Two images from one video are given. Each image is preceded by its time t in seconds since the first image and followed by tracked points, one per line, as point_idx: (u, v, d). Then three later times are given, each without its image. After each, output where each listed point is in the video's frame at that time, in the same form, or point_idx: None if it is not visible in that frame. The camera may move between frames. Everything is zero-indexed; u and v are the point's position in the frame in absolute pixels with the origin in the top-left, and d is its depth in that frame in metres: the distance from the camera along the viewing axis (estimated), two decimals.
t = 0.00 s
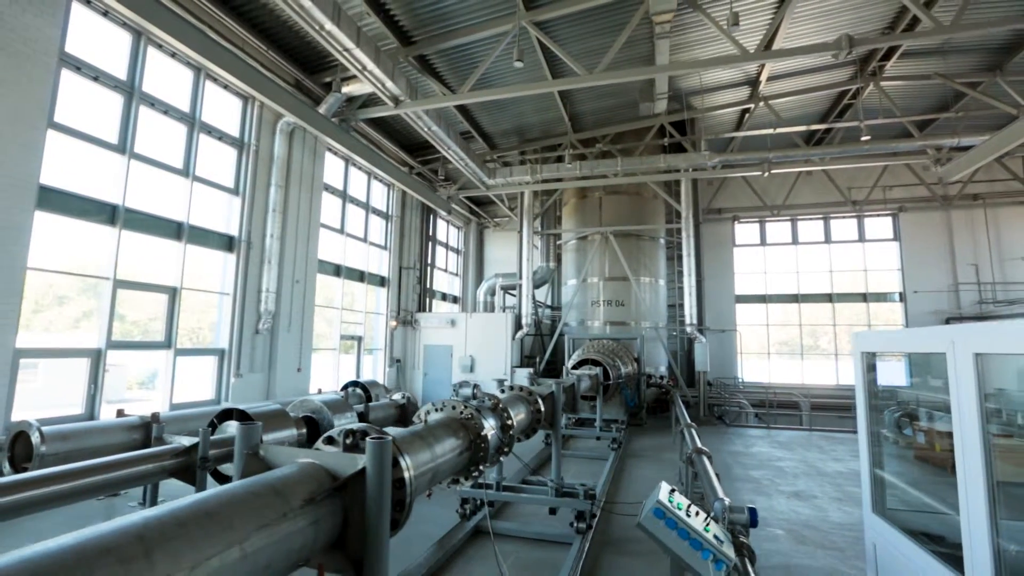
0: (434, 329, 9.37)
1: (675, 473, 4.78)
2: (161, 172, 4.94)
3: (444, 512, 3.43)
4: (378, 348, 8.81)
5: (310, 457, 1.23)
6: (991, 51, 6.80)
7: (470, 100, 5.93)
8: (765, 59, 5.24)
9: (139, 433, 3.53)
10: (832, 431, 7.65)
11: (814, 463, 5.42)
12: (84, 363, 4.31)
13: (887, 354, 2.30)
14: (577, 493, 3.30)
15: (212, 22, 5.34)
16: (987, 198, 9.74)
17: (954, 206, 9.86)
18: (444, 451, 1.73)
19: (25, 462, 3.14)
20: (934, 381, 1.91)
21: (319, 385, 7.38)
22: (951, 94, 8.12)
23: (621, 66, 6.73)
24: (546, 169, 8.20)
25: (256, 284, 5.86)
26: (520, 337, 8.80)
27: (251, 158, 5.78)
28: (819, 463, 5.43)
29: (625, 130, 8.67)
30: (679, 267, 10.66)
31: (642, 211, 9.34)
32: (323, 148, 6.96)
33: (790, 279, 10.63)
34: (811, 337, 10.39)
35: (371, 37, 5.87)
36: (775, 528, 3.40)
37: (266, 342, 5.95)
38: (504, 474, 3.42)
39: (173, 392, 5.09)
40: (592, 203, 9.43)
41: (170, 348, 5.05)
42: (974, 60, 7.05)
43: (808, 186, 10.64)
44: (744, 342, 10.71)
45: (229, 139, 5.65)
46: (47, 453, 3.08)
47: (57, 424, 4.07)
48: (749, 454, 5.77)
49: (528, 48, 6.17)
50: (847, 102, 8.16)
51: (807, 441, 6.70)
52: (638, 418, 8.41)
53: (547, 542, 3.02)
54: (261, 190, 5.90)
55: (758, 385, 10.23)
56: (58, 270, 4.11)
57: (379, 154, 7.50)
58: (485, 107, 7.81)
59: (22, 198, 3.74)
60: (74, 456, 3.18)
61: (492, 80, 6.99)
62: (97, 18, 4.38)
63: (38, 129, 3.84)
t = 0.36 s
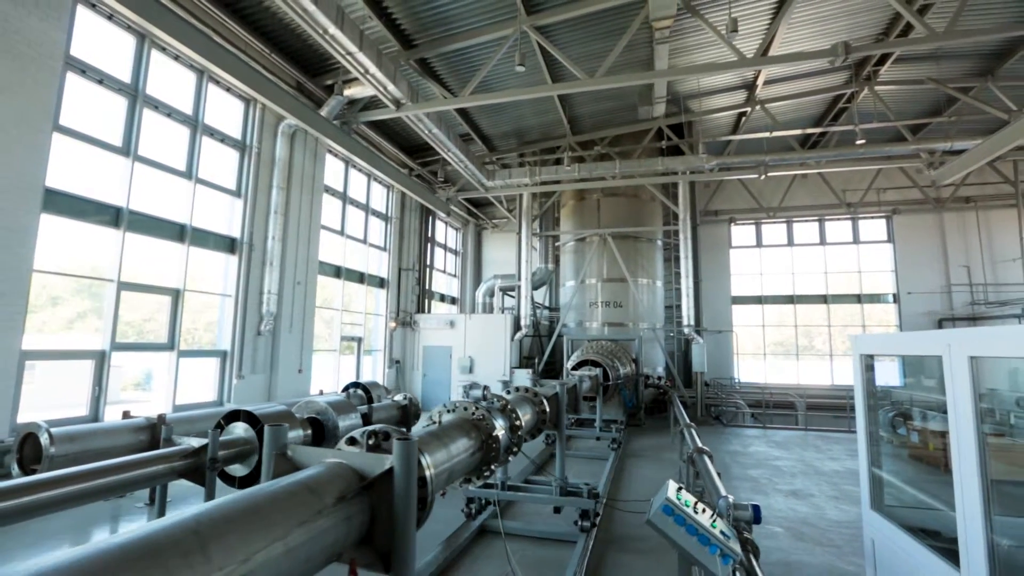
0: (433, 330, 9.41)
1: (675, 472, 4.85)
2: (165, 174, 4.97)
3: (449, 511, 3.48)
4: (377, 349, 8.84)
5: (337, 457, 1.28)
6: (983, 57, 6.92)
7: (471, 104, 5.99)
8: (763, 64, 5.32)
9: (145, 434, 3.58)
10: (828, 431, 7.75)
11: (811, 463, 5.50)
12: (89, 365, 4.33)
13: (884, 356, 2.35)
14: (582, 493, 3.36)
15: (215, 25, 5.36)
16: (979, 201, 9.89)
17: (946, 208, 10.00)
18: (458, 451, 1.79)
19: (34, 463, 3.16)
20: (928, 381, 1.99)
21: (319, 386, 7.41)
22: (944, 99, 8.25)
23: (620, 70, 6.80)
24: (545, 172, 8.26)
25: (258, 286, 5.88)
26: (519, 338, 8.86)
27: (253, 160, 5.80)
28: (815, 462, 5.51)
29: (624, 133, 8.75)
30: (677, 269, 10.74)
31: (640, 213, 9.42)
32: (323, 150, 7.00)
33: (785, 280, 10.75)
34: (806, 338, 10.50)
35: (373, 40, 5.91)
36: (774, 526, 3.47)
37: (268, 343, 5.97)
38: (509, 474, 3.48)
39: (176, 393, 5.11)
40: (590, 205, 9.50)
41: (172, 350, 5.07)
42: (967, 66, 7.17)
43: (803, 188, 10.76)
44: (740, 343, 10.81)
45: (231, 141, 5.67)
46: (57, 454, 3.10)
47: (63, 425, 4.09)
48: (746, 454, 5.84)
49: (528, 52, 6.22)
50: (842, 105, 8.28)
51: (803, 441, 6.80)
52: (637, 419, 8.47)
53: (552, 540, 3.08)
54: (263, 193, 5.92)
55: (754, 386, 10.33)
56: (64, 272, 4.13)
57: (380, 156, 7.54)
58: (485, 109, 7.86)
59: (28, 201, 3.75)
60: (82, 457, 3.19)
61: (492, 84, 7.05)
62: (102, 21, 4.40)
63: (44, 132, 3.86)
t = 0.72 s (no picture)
0: (428, 331, 9.45)
1: (669, 471, 4.93)
2: (162, 174, 4.96)
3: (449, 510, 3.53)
4: (372, 350, 8.84)
5: (357, 455, 1.32)
6: (966, 65, 7.11)
7: (468, 106, 6.04)
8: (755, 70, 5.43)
9: (145, 434, 3.60)
10: (817, 430, 7.89)
11: (801, 460, 5.63)
12: (86, 366, 4.32)
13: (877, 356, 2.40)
14: (580, 491, 3.43)
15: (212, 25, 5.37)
16: (963, 205, 10.12)
17: (931, 212, 10.22)
18: (466, 449, 1.84)
19: (34, 464, 3.17)
20: (914, 381, 2.08)
21: (314, 386, 7.41)
22: (929, 105, 8.45)
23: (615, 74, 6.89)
24: (540, 173, 8.32)
25: (254, 287, 5.88)
26: (514, 338, 8.93)
27: (249, 161, 5.79)
28: (805, 460, 5.63)
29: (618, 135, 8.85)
30: (669, 270, 10.86)
31: (633, 214, 9.53)
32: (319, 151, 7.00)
33: (775, 281, 10.92)
34: (794, 338, 10.68)
35: (371, 42, 5.94)
36: (767, 522, 3.57)
37: (264, 344, 5.97)
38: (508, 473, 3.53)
39: (172, 394, 5.11)
40: (584, 206, 9.59)
41: (169, 351, 5.06)
42: (951, 74, 7.36)
43: (792, 191, 10.94)
44: (731, 343, 10.96)
45: (228, 142, 5.66)
46: (59, 455, 3.10)
47: (59, 427, 4.08)
48: (738, 452, 5.95)
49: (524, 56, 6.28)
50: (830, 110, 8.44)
51: (793, 440, 6.93)
52: (630, 418, 8.56)
53: (552, 537, 3.14)
54: (259, 194, 5.92)
55: (744, 385, 10.48)
56: (61, 273, 4.13)
57: (375, 157, 7.56)
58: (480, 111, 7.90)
59: (25, 201, 3.74)
60: (84, 458, 3.20)
61: (489, 87, 7.11)
62: (100, 22, 4.39)
63: (42, 132, 3.84)
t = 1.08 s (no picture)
0: (421, 332, 9.48)
1: (662, 469, 5.02)
2: (157, 174, 4.95)
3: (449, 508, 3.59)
4: (365, 350, 8.84)
5: (375, 452, 1.38)
6: (948, 72, 7.31)
7: (464, 109, 6.10)
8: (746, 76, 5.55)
9: (144, 434, 3.62)
10: (804, 429, 8.05)
11: (789, 458, 5.76)
12: (82, 367, 4.31)
13: (862, 356, 2.51)
14: (577, 488, 3.50)
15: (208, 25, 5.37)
16: (945, 208, 10.38)
17: (915, 215, 10.48)
18: (473, 447, 1.91)
19: (33, 465, 3.16)
20: (898, 380, 2.19)
21: (308, 386, 7.40)
22: (913, 111, 8.66)
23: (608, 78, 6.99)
24: (534, 175, 8.40)
25: (250, 287, 5.87)
26: (507, 338, 8.99)
27: (245, 161, 5.79)
28: (793, 458, 5.77)
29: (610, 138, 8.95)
30: (661, 271, 11.00)
31: (625, 216, 9.65)
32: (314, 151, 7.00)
33: (763, 282, 11.11)
34: (782, 338, 10.87)
35: (367, 44, 5.97)
36: (758, 517, 3.67)
37: (259, 344, 5.97)
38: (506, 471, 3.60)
39: (167, 394, 5.09)
40: (576, 208, 9.68)
41: (164, 351, 5.05)
42: (934, 81, 7.56)
43: (781, 194, 11.13)
44: (721, 343, 11.12)
45: (223, 142, 5.65)
46: (58, 455, 3.10)
47: (55, 427, 4.07)
48: (728, 450, 6.07)
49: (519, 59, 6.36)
50: (818, 115, 8.62)
51: (781, 438, 7.07)
52: (622, 417, 8.66)
53: (549, 533, 3.21)
54: (255, 194, 5.92)
55: (733, 385, 10.65)
56: (57, 273, 4.11)
57: (370, 157, 7.58)
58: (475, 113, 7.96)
59: (21, 201, 3.72)
60: (83, 459, 3.20)
61: (484, 89, 7.16)
62: (96, 21, 4.38)
63: (39, 133, 3.83)
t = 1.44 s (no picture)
0: (416, 331, 9.51)
1: (655, 467, 5.12)
2: (154, 174, 4.94)
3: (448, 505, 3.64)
4: (360, 350, 8.85)
5: (392, 447, 1.44)
6: (932, 79, 7.50)
7: (460, 111, 6.15)
8: (738, 82, 5.66)
9: (144, 434, 3.63)
10: (793, 427, 8.22)
11: (779, 455, 5.89)
12: (79, 367, 4.30)
13: (850, 356, 2.61)
14: (574, 485, 3.58)
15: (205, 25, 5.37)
16: (929, 211, 10.63)
17: (900, 217, 10.71)
18: (479, 444, 1.98)
19: (33, 464, 3.17)
20: (884, 379, 2.29)
21: (303, 386, 7.40)
22: (898, 116, 8.87)
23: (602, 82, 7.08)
24: (528, 176, 8.47)
25: (246, 287, 5.87)
26: (501, 338, 9.06)
27: (241, 161, 5.79)
28: (782, 455, 5.90)
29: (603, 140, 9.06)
30: (653, 272, 11.12)
31: (618, 217, 9.76)
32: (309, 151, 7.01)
33: (753, 283, 11.28)
34: (771, 338, 11.06)
35: (364, 45, 6.00)
36: (749, 512, 3.78)
37: (255, 343, 5.98)
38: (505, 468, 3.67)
39: (164, 394, 5.09)
40: (570, 209, 9.77)
41: (161, 351, 5.04)
42: (919, 87, 7.75)
43: (770, 196, 11.31)
44: (711, 343, 11.28)
45: (220, 142, 5.65)
46: (59, 455, 3.12)
47: (52, 427, 4.06)
48: (719, 448, 6.20)
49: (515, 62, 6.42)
50: (807, 119, 8.79)
51: (771, 436, 7.21)
52: (615, 417, 8.77)
53: (548, 529, 3.29)
54: (251, 194, 5.93)
55: (724, 384, 10.81)
56: (54, 273, 4.10)
57: (365, 158, 7.61)
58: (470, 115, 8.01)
59: (20, 201, 3.71)
60: (84, 458, 3.21)
61: (479, 91, 7.22)
62: (94, 21, 4.38)
63: (36, 133, 3.82)
